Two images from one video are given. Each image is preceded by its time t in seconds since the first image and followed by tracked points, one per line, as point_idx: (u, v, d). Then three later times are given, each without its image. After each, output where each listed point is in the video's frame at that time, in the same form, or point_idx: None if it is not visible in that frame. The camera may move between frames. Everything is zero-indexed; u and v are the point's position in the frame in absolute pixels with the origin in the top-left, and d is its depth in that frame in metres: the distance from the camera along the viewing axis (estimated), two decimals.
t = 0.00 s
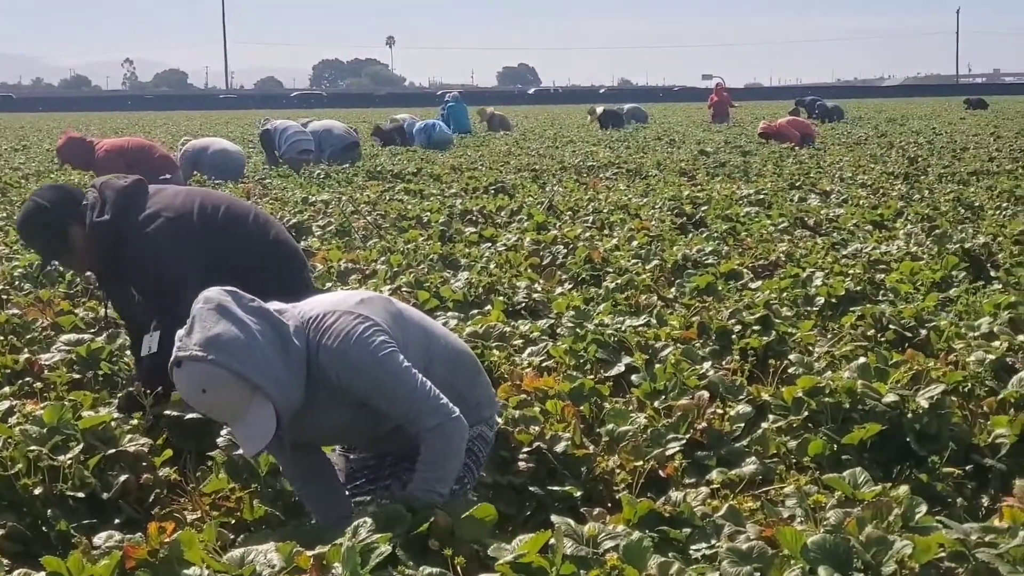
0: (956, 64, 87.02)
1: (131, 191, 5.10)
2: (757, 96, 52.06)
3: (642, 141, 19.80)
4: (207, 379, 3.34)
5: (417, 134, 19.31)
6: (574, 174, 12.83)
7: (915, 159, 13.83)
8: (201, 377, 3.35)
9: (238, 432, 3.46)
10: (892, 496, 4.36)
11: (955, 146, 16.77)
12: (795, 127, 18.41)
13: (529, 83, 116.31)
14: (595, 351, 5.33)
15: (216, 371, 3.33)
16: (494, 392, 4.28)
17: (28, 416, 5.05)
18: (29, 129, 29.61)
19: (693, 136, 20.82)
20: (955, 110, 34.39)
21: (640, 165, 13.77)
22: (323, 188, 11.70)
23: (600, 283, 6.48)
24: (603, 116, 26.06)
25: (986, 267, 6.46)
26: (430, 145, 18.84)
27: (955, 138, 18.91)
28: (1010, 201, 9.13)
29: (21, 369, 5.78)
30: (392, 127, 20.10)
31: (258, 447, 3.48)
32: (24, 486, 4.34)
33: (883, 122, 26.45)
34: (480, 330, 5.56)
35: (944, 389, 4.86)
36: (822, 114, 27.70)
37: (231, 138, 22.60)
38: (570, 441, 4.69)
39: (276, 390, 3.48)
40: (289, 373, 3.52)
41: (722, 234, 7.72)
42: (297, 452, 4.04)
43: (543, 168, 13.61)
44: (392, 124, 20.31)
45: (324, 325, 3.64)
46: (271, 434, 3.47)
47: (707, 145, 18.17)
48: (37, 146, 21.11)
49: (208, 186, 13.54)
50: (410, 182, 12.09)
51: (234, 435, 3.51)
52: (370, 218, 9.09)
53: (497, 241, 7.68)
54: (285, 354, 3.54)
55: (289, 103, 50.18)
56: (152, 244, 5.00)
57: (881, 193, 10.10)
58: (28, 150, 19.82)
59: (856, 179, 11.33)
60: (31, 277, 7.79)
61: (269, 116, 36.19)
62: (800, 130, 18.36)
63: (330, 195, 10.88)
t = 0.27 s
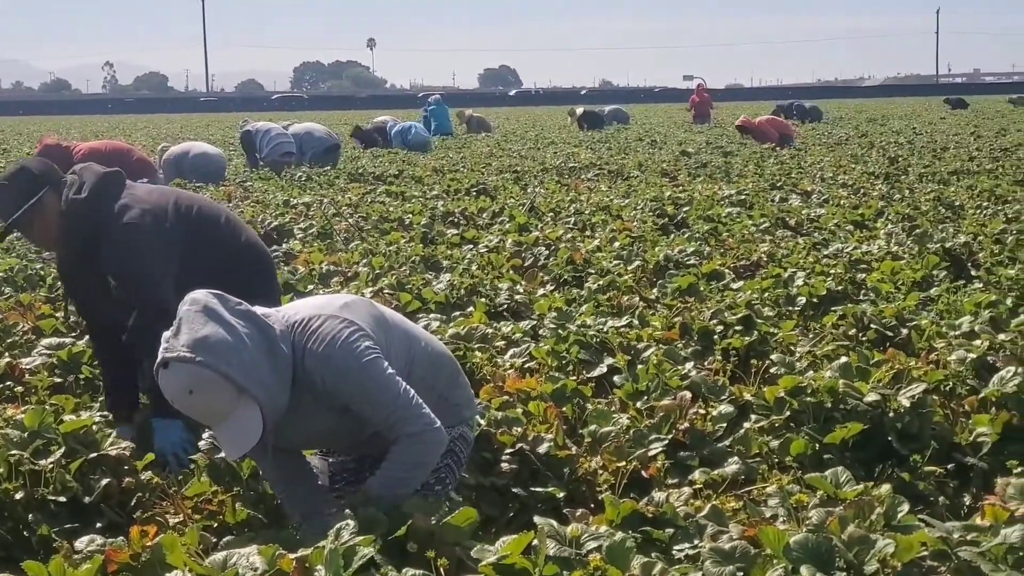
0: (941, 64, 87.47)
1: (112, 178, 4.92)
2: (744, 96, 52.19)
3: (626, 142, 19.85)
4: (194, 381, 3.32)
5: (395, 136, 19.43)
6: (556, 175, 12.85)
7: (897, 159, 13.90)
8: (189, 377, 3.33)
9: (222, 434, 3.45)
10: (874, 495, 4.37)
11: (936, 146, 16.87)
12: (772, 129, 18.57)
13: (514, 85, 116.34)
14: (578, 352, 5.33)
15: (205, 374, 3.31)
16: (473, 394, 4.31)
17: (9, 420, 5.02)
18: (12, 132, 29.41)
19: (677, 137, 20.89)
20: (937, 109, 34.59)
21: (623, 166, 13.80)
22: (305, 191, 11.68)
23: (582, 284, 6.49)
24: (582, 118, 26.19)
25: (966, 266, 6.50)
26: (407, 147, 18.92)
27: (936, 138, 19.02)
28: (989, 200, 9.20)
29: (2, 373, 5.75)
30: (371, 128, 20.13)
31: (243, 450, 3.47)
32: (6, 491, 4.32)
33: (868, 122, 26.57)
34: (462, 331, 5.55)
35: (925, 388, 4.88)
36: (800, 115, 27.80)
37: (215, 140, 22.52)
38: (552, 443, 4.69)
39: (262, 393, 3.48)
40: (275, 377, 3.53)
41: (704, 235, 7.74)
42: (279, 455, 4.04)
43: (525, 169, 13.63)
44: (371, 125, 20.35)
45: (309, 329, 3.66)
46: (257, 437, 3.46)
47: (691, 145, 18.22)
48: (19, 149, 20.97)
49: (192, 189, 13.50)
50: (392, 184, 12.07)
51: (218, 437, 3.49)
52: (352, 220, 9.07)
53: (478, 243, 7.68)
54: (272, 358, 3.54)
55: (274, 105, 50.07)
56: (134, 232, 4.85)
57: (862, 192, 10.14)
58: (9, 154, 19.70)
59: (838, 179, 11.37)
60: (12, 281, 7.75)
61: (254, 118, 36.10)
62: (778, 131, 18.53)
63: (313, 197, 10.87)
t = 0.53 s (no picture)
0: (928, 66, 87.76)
1: (96, 176, 4.84)
2: (733, 98, 52.24)
3: (613, 145, 19.88)
4: (179, 379, 3.26)
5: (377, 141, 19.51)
6: (540, 179, 12.84)
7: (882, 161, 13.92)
8: (173, 377, 3.27)
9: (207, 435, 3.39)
10: (860, 498, 4.36)
11: (921, 148, 16.91)
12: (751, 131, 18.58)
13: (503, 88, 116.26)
14: (562, 356, 5.31)
15: (190, 372, 3.26)
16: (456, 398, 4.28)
17: None
18: None
19: (663, 140, 20.89)
20: (921, 111, 34.74)
21: (608, 169, 13.79)
22: (289, 195, 11.63)
23: (567, 288, 6.47)
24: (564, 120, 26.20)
25: (952, 268, 6.50)
26: (387, 150, 19.00)
27: (922, 139, 19.06)
28: (972, 202, 9.21)
29: None
30: (354, 131, 20.11)
31: (227, 450, 3.42)
32: None
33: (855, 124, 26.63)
34: (446, 336, 5.53)
35: (911, 390, 4.87)
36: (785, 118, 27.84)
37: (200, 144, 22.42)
38: (537, 447, 4.66)
39: (247, 393, 3.43)
40: (260, 377, 3.47)
41: (689, 238, 7.72)
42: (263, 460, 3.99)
43: (509, 172, 13.62)
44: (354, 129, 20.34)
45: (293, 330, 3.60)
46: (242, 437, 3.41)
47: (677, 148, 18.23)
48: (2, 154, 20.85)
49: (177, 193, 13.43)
50: (376, 188, 12.04)
51: (201, 438, 3.43)
52: (336, 224, 9.04)
53: (463, 247, 7.66)
54: (257, 358, 3.48)
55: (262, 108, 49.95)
56: (120, 231, 4.77)
57: (847, 194, 10.14)
58: None
59: (823, 181, 11.38)
60: None
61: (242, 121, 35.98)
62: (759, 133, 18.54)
63: (296, 201, 10.83)
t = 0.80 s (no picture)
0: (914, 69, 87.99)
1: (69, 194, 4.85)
2: (722, 101, 52.38)
3: (597, 148, 19.95)
4: (167, 377, 3.24)
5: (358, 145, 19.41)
6: (524, 182, 12.89)
7: (864, 163, 14.01)
8: (161, 373, 3.24)
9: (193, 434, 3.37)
10: (841, 498, 4.39)
11: (903, 150, 17.02)
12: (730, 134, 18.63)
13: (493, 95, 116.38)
14: (545, 359, 5.34)
15: (179, 371, 3.24)
16: (436, 402, 4.32)
17: None
18: None
19: (647, 143, 20.98)
20: (903, 113, 34.94)
21: (591, 173, 13.84)
22: (274, 199, 11.66)
23: (550, 291, 6.51)
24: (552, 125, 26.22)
25: (932, 270, 6.55)
26: (369, 154, 19.05)
27: (905, 142, 19.17)
28: (953, 204, 9.28)
29: None
30: (337, 136, 20.14)
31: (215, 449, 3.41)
32: None
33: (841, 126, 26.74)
34: (430, 339, 5.55)
35: (892, 391, 4.91)
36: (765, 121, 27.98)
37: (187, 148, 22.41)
38: (520, 449, 4.69)
39: (234, 394, 3.42)
40: (247, 378, 3.48)
41: (672, 240, 7.77)
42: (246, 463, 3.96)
43: (492, 176, 13.66)
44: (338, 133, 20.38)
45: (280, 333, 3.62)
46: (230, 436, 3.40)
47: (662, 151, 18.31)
48: None
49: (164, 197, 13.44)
50: (360, 192, 12.07)
51: (187, 438, 3.41)
52: (320, 228, 9.06)
53: (446, 250, 7.69)
54: (244, 359, 3.50)
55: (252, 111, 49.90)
56: (96, 247, 4.82)
57: (829, 197, 10.20)
58: None
59: (805, 184, 11.44)
60: None
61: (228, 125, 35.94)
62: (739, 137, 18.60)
63: (280, 205, 10.86)
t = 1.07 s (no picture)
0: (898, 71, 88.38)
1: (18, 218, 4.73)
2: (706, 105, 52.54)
3: (575, 152, 20.01)
4: (156, 381, 3.21)
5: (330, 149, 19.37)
6: (501, 186, 12.91)
7: (840, 167, 14.08)
8: (151, 379, 3.21)
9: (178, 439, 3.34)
10: (817, 499, 4.41)
11: (880, 153, 17.13)
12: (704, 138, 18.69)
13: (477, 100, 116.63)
14: (522, 362, 5.35)
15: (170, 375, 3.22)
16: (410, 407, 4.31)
17: None
18: None
19: (625, 147, 21.05)
20: (882, 116, 35.16)
21: (568, 176, 13.87)
22: (249, 203, 11.64)
23: (526, 294, 6.52)
24: (528, 129, 26.16)
25: (907, 272, 6.59)
26: (343, 158, 18.96)
27: (882, 146, 19.30)
28: (927, 206, 9.34)
29: None
30: (313, 139, 20.17)
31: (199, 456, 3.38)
32: None
33: (822, 130, 26.86)
34: (406, 342, 5.56)
35: (867, 393, 4.93)
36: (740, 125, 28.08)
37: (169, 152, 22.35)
38: (496, 452, 4.70)
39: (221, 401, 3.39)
40: (233, 386, 3.44)
41: (648, 243, 7.79)
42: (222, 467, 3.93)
43: (470, 180, 13.67)
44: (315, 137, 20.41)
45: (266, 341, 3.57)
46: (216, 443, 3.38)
47: (642, 155, 18.36)
48: None
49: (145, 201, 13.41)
50: (338, 196, 12.07)
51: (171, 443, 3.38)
52: (297, 232, 9.06)
53: (422, 254, 7.70)
54: (231, 367, 3.45)
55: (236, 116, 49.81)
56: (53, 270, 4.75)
57: (805, 199, 10.25)
58: None
59: (780, 187, 11.48)
60: None
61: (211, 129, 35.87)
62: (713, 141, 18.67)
63: (257, 209, 10.85)
